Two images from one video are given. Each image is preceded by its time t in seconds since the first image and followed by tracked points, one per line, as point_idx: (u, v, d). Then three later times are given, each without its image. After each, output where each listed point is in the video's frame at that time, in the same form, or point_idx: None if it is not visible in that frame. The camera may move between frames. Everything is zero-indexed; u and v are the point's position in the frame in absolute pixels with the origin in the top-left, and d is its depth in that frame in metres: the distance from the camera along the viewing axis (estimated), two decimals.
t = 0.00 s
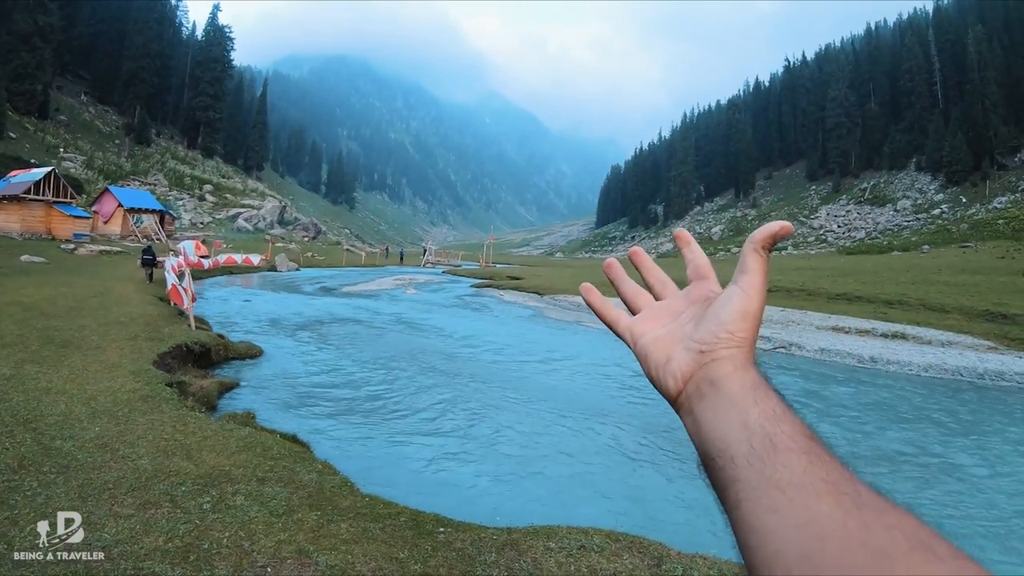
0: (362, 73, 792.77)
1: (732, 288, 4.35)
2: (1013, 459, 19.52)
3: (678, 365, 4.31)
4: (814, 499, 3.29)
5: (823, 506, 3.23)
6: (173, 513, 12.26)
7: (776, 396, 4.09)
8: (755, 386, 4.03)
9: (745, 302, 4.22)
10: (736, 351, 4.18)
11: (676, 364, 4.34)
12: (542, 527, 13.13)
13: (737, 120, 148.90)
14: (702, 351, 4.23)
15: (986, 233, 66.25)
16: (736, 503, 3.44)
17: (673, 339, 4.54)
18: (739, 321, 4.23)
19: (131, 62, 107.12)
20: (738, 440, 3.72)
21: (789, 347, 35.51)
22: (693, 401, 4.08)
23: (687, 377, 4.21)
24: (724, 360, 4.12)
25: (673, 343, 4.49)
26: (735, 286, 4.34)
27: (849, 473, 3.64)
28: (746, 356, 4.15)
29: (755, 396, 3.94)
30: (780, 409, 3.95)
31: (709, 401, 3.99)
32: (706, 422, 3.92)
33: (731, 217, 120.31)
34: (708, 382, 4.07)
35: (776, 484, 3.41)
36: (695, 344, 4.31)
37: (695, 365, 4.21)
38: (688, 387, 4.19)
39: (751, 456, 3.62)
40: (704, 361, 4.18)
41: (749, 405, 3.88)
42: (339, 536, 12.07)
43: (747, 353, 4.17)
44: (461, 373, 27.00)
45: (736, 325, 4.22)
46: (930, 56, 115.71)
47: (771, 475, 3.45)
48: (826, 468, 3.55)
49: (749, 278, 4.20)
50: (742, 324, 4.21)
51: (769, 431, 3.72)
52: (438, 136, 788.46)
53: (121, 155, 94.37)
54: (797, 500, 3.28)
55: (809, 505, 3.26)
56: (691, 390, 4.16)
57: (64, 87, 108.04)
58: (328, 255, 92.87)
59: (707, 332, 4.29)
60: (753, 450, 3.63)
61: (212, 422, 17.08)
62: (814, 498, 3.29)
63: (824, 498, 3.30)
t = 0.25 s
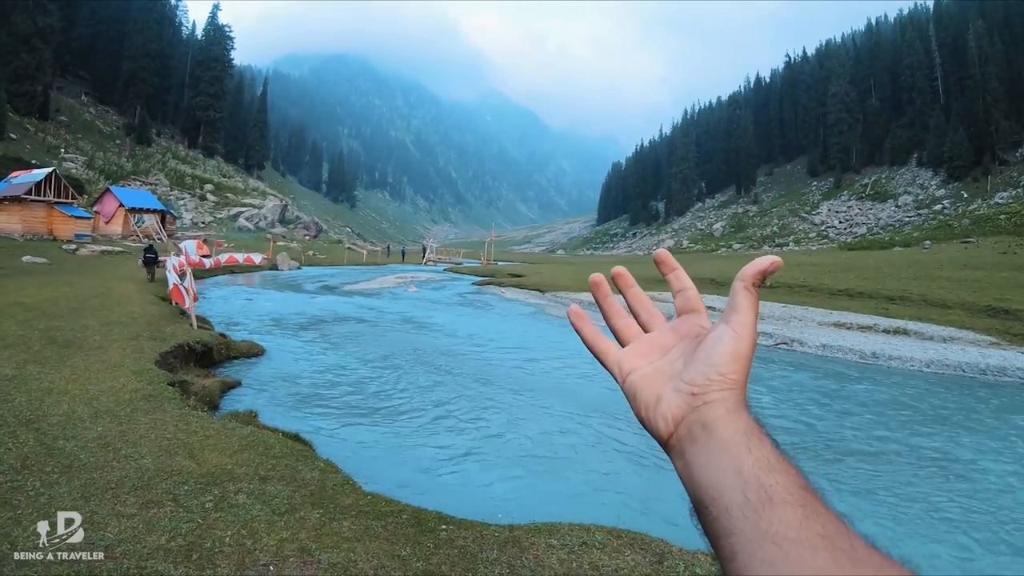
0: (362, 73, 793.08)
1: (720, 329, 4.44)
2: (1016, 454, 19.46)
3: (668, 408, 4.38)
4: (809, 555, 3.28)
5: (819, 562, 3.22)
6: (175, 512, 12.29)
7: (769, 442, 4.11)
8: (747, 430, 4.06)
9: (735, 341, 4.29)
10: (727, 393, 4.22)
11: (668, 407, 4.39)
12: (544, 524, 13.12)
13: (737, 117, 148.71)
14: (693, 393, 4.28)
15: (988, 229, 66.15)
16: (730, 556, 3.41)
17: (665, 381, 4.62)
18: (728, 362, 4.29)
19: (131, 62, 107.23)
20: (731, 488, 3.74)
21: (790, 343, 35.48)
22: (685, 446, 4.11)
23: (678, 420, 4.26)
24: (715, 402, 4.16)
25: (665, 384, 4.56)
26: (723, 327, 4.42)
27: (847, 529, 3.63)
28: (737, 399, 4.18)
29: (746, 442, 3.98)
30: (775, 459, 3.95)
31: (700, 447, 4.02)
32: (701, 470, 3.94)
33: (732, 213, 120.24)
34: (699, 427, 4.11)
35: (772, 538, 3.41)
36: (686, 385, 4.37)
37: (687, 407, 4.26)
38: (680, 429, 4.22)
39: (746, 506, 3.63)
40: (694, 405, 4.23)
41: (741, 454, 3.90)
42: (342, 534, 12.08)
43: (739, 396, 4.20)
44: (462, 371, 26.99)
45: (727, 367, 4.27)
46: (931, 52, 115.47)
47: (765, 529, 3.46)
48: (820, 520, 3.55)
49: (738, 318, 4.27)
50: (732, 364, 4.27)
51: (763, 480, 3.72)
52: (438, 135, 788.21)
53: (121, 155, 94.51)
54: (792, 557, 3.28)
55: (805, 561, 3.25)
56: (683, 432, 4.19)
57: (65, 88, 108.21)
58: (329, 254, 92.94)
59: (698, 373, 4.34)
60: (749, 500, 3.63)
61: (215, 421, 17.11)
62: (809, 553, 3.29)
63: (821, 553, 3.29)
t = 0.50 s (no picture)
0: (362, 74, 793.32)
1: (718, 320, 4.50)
2: (1018, 449, 19.39)
3: (668, 402, 4.39)
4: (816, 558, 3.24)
5: (825, 566, 3.18)
6: (177, 513, 12.29)
7: (770, 439, 4.12)
8: (747, 424, 4.10)
9: (733, 330, 4.35)
10: (726, 386, 4.23)
11: (665, 402, 4.42)
12: (546, 521, 13.10)
13: (736, 113, 148.52)
14: (691, 388, 4.32)
15: (988, 222, 66.06)
16: (733, 560, 3.40)
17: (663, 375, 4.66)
18: (726, 354, 4.34)
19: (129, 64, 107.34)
20: (733, 486, 3.73)
21: (791, 338, 35.41)
22: (684, 443, 4.12)
23: (676, 415, 4.29)
24: (713, 395, 4.20)
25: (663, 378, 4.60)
26: (722, 318, 4.46)
27: (853, 531, 3.61)
28: (736, 392, 4.21)
29: (746, 437, 4.00)
30: (776, 454, 3.97)
31: (700, 442, 4.04)
32: (699, 469, 3.97)
33: (731, 209, 120.20)
34: (698, 421, 4.13)
35: (774, 539, 3.38)
36: (685, 379, 4.40)
37: (685, 402, 4.28)
38: (678, 425, 4.24)
39: (749, 505, 3.61)
40: (693, 399, 4.26)
41: (743, 450, 3.91)
42: (343, 533, 12.08)
43: (737, 389, 4.23)
44: (463, 369, 26.96)
45: (725, 359, 4.32)
46: (931, 46, 115.14)
47: (769, 528, 3.44)
48: (824, 518, 3.55)
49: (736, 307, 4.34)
50: (731, 357, 4.31)
51: (763, 479, 3.71)
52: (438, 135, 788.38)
53: (121, 157, 94.66)
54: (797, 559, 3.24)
55: (809, 566, 3.20)
56: (680, 427, 4.22)
57: (64, 90, 108.29)
58: (330, 253, 93.05)
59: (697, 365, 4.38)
60: (750, 498, 3.63)
61: (216, 421, 17.12)
62: (816, 558, 3.24)
63: (827, 558, 3.24)
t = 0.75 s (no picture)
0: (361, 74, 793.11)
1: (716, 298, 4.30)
2: (1018, 444, 19.37)
3: (665, 388, 4.24)
4: None
5: None
6: (177, 512, 12.28)
7: (777, 433, 4.04)
8: (751, 413, 4.00)
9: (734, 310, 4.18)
10: (728, 373, 4.10)
11: (663, 389, 4.26)
12: (545, 519, 13.08)
13: (734, 109, 148.28)
14: (691, 373, 4.16)
15: (987, 217, 66.01)
16: None
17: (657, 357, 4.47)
18: (728, 337, 4.19)
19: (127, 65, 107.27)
20: (742, 489, 3.67)
21: (790, 334, 35.36)
22: (684, 435, 4.01)
23: (674, 404, 4.14)
24: (714, 383, 4.08)
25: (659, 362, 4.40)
26: (722, 297, 4.27)
27: (870, 542, 3.60)
28: (739, 380, 4.10)
29: (751, 429, 3.91)
30: (783, 451, 3.90)
31: (703, 436, 3.93)
32: (704, 468, 3.87)
33: (730, 206, 120.07)
34: (700, 412, 4.01)
35: (792, 553, 3.36)
36: (683, 364, 4.22)
37: (684, 390, 4.14)
38: (677, 414, 4.10)
39: (762, 513, 3.56)
40: (694, 388, 4.11)
41: (752, 449, 3.83)
42: (343, 532, 12.08)
43: (739, 374, 4.11)
44: (462, 367, 26.95)
45: (728, 343, 4.17)
46: (929, 41, 114.86)
47: (783, 539, 3.42)
48: (842, 528, 3.53)
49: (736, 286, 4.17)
50: (734, 340, 4.16)
51: (774, 484, 3.65)
52: (437, 135, 788.14)
53: (119, 157, 94.61)
54: None
55: None
56: (680, 418, 4.08)
57: (62, 91, 108.17)
58: (329, 252, 93.01)
59: (694, 349, 4.22)
60: (762, 506, 3.58)
61: (215, 421, 17.12)
62: None
63: None
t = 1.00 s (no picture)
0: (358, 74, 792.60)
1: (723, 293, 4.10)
2: (1014, 441, 19.38)
3: (668, 389, 4.00)
4: None
5: None
6: (172, 513, 12.24)
7: (792, 439, 3.85)
8: (760, 415, 3.82)
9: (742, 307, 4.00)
10: (737, 374, 3.91)
11: (665, 390, 4.02)
12: (541, 517, 13.06)
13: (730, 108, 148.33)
14: (697, 375, 3.93)
15: (982, 215, 66.17)
16: None
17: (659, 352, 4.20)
18: (737, 335, 3.99)
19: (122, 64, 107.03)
20: (756, 501, 3.50)
21: (786, 332, 35.39)
22: (690, 440, 3.82)
23: (679, 405, 3.92)
24: (723, 385, 3.88)
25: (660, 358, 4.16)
26: (731, 290, 4.07)
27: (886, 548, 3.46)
28: (749, 381, 3.93)
29: (762, 435, 3.73)
30: (796, 455, 3.74)
31: (714, 439, 3.74)
32: (716, 477, 3.68)
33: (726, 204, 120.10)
34: (707, 416, 3.82)
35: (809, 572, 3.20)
36: (689, 363, 3.98)
37: (690, 392, 3.91)
38: (683, 417, 3.90)
39: (778, 530, 3.41)
40: (702, 389, 3.90)
41: (765, 460, 3.63)
42: (339, 531, 12.07)
43: (750, 373, 3.94)
44: (458, 366, 26.89)
45: (736, 341, 3.97)
46: (925, 39, 114.97)
47: (804, 563, 3.24)
48: (864, 546, 3.36)
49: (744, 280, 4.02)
50: (743, 337, 3.96)
51: (792, 497, 3.48)
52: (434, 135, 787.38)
53: (114, 158, 94.39)
54: None
55: None
56: (686, 421, 3.89)
57: (57, 91, 107.85)
58: (325, 251, 92.91)
59: (700, 346, 4.00)
60: (778, 522, 3.42)
61: (211, 421, 17.06)
62: None
63: None
